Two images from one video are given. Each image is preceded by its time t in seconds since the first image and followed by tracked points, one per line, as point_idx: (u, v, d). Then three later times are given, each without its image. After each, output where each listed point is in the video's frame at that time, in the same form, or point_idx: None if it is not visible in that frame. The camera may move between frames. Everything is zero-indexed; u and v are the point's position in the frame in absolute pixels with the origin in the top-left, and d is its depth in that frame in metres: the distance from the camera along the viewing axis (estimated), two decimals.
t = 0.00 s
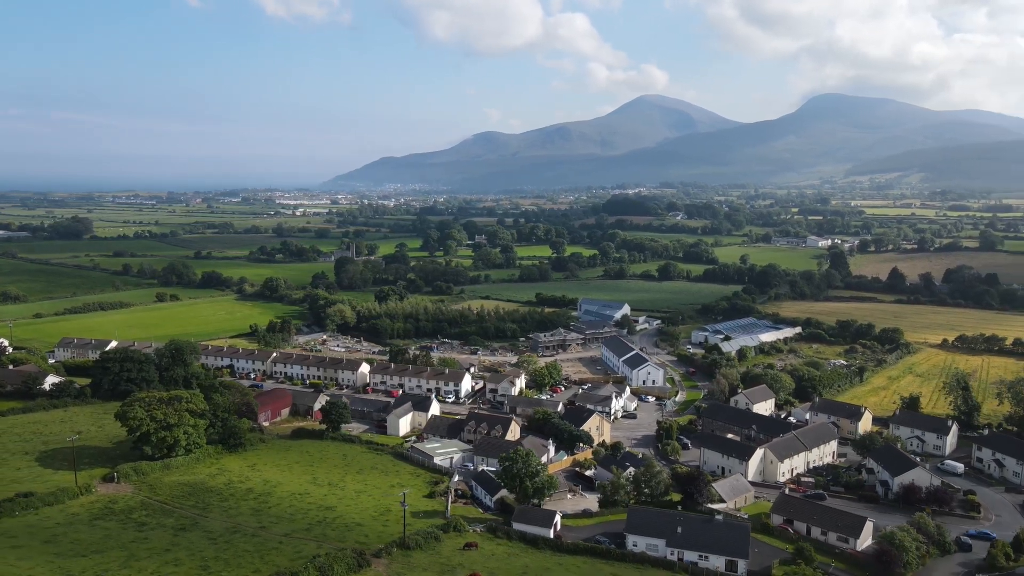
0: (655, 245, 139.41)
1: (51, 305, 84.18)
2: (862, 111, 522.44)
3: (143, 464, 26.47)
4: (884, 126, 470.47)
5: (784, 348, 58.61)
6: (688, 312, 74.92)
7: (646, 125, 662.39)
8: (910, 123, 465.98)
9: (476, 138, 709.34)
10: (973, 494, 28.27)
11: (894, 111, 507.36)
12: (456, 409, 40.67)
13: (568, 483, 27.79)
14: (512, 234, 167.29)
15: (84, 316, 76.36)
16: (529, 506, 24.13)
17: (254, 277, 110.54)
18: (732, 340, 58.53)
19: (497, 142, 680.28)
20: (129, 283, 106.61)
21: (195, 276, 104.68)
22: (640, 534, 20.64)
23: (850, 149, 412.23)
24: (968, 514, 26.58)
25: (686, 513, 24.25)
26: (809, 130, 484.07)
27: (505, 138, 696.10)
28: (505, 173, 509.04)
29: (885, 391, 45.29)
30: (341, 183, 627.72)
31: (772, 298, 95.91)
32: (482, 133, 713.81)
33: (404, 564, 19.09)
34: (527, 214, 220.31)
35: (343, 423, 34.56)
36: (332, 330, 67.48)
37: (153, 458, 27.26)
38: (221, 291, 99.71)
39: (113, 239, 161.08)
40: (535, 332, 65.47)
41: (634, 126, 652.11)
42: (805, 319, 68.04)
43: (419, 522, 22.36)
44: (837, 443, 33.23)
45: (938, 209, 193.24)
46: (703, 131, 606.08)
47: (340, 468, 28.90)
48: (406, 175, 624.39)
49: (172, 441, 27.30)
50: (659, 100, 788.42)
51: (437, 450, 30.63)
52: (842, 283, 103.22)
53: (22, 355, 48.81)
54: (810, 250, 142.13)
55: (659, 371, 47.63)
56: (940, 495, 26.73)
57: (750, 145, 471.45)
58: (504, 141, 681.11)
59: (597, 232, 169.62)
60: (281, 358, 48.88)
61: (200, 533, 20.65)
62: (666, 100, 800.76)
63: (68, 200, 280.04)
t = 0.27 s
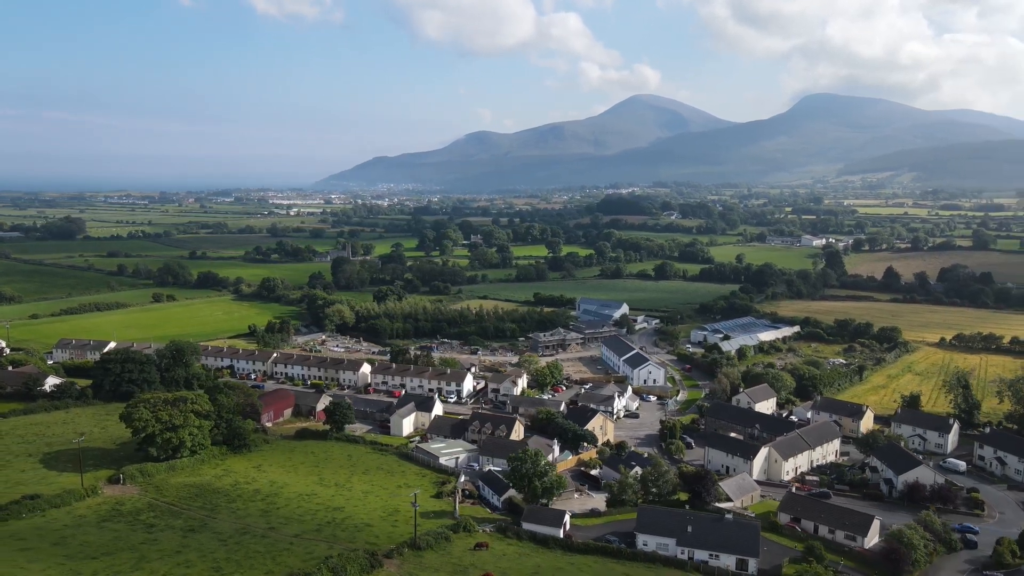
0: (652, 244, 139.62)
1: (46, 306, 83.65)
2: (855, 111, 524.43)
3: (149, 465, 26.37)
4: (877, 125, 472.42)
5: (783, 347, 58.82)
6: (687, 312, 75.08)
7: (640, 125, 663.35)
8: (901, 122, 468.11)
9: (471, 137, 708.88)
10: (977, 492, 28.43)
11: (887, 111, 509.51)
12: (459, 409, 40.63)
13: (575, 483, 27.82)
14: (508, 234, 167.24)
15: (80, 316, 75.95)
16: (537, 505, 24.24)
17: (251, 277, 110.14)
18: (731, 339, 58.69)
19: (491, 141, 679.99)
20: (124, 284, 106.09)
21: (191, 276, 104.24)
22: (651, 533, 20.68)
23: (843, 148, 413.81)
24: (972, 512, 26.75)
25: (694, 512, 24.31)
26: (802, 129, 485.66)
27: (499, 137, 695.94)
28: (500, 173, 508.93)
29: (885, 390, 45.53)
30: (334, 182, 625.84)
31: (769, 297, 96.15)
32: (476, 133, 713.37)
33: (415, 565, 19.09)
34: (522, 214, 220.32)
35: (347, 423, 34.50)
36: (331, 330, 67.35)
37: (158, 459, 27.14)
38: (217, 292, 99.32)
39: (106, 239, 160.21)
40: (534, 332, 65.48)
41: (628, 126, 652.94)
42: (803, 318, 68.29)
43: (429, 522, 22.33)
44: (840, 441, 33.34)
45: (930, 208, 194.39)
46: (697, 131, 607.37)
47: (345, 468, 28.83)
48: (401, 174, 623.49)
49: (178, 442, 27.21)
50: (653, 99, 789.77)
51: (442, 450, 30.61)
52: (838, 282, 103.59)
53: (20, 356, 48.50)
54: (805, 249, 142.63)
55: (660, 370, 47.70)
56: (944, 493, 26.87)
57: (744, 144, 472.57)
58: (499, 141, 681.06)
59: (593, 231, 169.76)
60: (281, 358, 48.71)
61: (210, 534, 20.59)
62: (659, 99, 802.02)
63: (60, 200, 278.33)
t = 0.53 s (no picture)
0: (648, 244, 139.84)
1: (41, 306, 83.12)
2: (847, 110, 526.73)
3: (154, 466, 26.26)
4: (869, 124, 474.60)
5: (782, 346, 59.05)
6: (685, 311, 75.24)
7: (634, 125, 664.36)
8: (893, 122, 470.57)
9: (464, 137, 708.06)
10: (979, 490, 28.63)
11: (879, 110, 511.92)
12: (461, 409, 40.58)
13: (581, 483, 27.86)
14: (503, 233, 167.20)
15: (75, 317, 75.51)
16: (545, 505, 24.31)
17: (247, 277, 109.74)
18: (730, 339, 58.86)
19: (485, 141, 679.63)
20: (119, 284, 105.56)
21: (186, 276, 103.79)
22: (660, 532, 20.76)
23: (836, 148, 415.52)
24: (975, 509, 26.93)
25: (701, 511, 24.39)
26: (795, 128, 487.34)
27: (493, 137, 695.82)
28: (494, 172, 508.84)
29: (885, 388, 45.79)
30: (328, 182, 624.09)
31: (765, 296, 96.43)
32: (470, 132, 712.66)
33: (427, 565, 19.08)
34: (517, 213, 220.32)
35: (350, 424, 34.39)
36: (329, 330, 67.21)
37: (163, 460, 27.06)
38: (213, 292, 98.92)
39: (100, 239, 159.30)
40: (534, 332, 65.49)
41: (622, 126, 653.92)
42: (801, 317, 68.55)
43: (438, 522, 22.33)
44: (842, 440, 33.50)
45: (921, 207, 195.61)
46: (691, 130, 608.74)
47: (351, 469, 28.78)
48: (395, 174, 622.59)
49: (183, 443, 27.13)
50: (646, 99, 791.30)
51: (447, 450, 30.60)
52: (833, 281, 104.02)
53: (17, 357, 48.19)
54: (800, 248, 143.16)
55: (660, 369, 47.78)
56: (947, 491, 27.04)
57: (737, 144, 473.85)
58: (492, 141, 680.78)
59: (588, 231, 169.92)
60: (281, 359, 48.61)
61: (219, 536, 20.51)
62: (653, 99, 803.45)
63: (52, 200, 276.61)
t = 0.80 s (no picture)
0: (643, 243, 140.01)
1: (36, 307, 82.57)
2: (839, 110, 529.01)
3: (159, 468, 26.15)
4: (861, 124, 476.74)
5: (780, 345, 59.30)
6: (682, 310, 75.38)
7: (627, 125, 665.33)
8: (885, 121, 472.94)
9: (458, 136, 706.97)
10: (981, 487, 28.82)
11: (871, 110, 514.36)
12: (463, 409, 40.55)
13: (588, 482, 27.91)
14: (498, 233, 167.11)
15: (70, 318, 75.03)
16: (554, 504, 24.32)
17: (242, 278, 109.31)
18: (728, 338, 59.03)
19: (479, 141, 679.19)
20: (113, 285, 104.95)
21: (181, 277, 103.29)
22: (669, 531, 20.86)
23: (828, 147, 417.40)
24: (978, 507, 27.10)
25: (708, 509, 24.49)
26: (788, 128, 489.11)
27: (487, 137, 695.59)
28: (488, 172, 508.65)
29: (883, 387, 46.04)
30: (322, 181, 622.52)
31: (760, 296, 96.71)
32: (463, 132, 711.59)
33: (438, 565, 19.09)
34: (512, 212, 220.24)
35: (353, 424, 34.32)
36: (327, 330, 67.04)
37: (167, 462, 26.97)
38: (208, 293, 98.47)
39: (93, 240, 158.37)
40: (532, 331, 65.50)
41: (615, 125, 654.90)
42: (798, 316, 68.79)
43: (447, 522, 22.35)
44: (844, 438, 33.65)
45: (913, 207, 196.79)
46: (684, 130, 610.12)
47: (356, 469, 28.74)
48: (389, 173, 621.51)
49: (187, 445, 27.05)
50: (639, 99, 792.82)
51: (451, 451, 30.59)
52: (828, 280, 104.43)
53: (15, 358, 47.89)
54: (794, 247, 143.69)
55: (660, 368, 47.89)
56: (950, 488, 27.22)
57: (730, 143, 475.22)
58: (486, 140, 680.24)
59: (583, 230, 170.04)
60: (281, 360, 48.48)
61: (228, 537, 20.46)
62: (646, 98, 804.98)
63: (43, 200, 274.61)
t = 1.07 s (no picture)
0: (638, 243, 140.25)
1: (30, 308, 82.04)
2: (832, 110, 531.23)
3: (163, 469, 26.06)
4: (853, 123, 478.97)
5: (778, 344, 59.56)
6: (680, 310, 75.58)
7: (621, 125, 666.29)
8: (876, 122, 475.32)
9: (451, 136, 706.27)
10: (983, 484, 29.03)
11: (862, 110, 516.86)
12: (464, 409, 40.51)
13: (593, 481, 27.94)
14: (494, 233, 167.12)
15: (65, 319, 74.55)
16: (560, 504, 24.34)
17: (239, 278, 108.99)
18: (726, 337, 59.21)
19: (473, 140, 678.90)
20: (108, 285, 104.37)
21: (176, 277, 102.83)
22: (677, 529, 20.93)
23: (821, 147, 419.16)
24: (980, 504, 27.31)
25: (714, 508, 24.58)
26: (780, 127, 490.88)
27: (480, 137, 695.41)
28: (481, 172, 508.44)
29: (882, 385, 46.29)
30: (315, 181, 621.01)
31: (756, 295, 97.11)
32: (456, 131, 710.74)
33: (449, 565, 19.09)
34: (507, 212, 220.24)
35: (356, 425, 34.22)
36: (325, 331, 66.90)
37: (172, 463, 26.87)
38: (204, 293, 98.03)
39: (86, 240, 157.50)
40: (530, 331, 65.55)
41: (609, 125, 655.88)
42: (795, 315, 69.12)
43: (455, 522, 22.35)
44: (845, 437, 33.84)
45: (905, 206, 197.94)
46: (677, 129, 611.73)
47: (360, 469, 28.72)
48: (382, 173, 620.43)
49: (191, 446, 26.97)
50: (632, 99, 794.43)
51: (456, 451, 30.61)
52: (822, 279, 104.92)
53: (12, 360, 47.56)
54: (788, 246, 144.29)
55: (660, 368, 48.00)
56: (953, 486, 27.41)
57: (723, 143, 476.65)
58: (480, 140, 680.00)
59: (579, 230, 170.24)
60: (281, 360, 48.36)
61: (236, 538, 20.41)
62: (639, 98, 806.63)
63: (33, 200, 272.60)
